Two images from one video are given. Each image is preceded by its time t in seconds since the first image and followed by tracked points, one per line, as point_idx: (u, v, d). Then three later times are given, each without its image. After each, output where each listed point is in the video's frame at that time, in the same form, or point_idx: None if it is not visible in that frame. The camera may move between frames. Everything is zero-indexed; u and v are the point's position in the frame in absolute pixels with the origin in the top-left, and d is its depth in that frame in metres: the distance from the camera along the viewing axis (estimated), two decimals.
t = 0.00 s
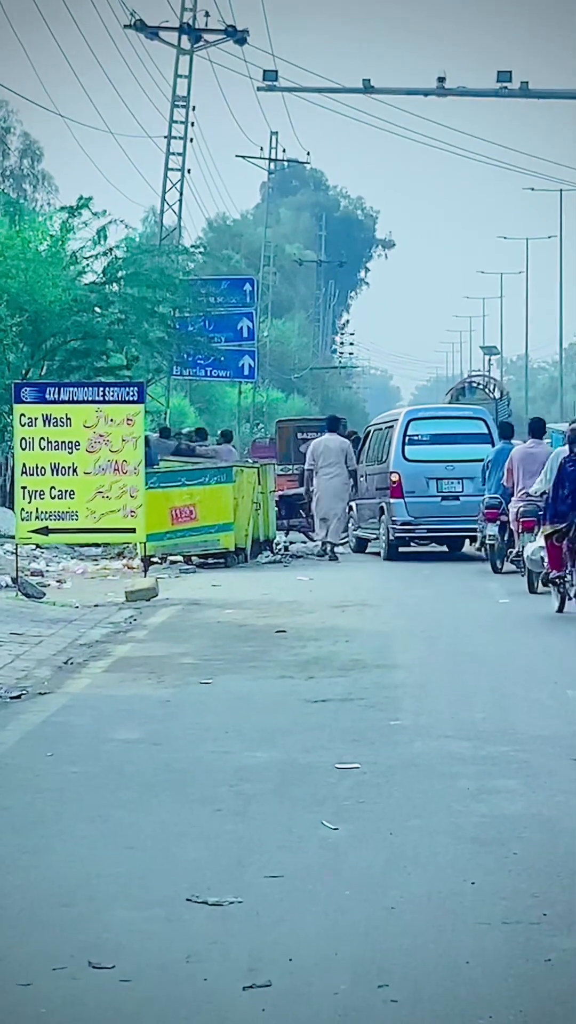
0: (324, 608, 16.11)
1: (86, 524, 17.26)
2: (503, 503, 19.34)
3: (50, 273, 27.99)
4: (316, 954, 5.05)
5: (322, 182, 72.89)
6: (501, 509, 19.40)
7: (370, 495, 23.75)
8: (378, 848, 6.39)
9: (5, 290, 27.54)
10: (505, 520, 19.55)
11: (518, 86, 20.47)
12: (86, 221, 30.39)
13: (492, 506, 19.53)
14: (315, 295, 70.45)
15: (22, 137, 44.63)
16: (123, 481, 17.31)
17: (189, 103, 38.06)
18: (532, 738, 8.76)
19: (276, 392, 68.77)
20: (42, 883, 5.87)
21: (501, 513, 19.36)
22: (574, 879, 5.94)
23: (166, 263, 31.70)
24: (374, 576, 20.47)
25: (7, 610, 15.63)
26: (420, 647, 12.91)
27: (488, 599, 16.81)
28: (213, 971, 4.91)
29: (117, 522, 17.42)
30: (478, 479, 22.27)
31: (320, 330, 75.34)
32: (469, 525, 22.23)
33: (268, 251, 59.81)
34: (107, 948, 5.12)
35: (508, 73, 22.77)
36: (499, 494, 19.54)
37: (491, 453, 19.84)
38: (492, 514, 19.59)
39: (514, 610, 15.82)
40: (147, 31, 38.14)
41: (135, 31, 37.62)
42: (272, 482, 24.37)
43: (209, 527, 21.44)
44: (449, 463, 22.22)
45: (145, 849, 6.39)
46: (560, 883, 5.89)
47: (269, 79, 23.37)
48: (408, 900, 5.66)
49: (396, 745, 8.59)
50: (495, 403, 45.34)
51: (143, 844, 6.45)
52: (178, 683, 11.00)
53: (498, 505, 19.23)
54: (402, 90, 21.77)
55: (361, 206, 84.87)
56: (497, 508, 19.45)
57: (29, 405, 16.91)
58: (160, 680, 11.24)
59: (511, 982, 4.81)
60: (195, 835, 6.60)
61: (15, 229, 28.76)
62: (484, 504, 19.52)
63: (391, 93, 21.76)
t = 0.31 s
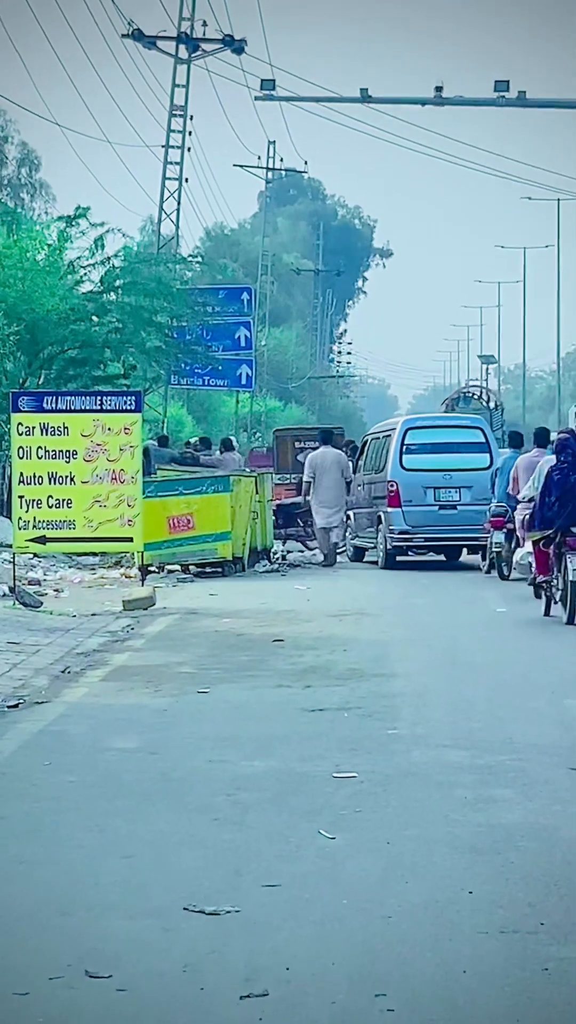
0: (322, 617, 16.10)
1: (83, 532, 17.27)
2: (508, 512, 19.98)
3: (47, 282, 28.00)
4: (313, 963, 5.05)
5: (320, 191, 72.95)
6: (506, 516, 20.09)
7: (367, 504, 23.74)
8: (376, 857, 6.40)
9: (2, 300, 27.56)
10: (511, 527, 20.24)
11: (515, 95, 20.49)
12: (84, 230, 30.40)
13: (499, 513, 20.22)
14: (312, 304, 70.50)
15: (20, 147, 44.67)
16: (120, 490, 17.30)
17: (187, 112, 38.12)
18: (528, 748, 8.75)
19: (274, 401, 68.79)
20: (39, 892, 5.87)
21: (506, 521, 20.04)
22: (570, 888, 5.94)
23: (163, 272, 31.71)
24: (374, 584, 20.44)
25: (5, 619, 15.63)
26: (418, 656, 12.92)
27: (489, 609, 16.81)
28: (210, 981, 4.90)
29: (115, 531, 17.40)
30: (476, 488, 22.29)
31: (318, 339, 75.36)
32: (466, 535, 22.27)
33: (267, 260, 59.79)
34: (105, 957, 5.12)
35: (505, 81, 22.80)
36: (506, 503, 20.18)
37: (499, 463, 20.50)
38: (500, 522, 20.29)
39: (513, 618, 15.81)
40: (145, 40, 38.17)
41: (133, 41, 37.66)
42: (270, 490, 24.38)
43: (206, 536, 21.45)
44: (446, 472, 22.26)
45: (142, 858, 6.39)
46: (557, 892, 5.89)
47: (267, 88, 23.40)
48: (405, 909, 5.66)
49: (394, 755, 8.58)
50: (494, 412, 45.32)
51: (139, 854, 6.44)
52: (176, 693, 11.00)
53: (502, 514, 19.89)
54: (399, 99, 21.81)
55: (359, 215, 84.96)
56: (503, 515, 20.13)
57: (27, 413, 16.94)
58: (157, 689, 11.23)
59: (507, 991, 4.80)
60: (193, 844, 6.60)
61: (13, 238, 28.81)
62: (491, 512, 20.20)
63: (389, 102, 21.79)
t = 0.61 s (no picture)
0: (319, 625, 16.10)
1: (80, 540, 17.25)
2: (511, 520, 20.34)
3: (44, 290, 28.01)
4: (309, 972, 5.05)
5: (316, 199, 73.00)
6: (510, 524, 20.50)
7: (364, 512, 23.75)
8: (373, 865, 6.39)
9: None
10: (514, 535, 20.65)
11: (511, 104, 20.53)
12: (80, 238, 30.42)
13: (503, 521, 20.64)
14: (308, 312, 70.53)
15: (17, 156, 44.69)
16: (117, 498, 17.25)
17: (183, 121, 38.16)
18: (524, 756, 8.75)
19: (271, 409, 68.82)
20: (36, 901, 5.87)
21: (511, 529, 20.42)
22: (568, 897, 5.93)
23: (160, 280, 31.73)
24: (371, 592, 20.44)
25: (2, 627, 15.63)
26: (415, 664, 12.92)
27: (486, 617, 16.81)
28: (208, 988, 4.90)
29: (112, 538, 17.34)
30: (472, 496, 22.28)
31: (314, 347, 75.38)
32: (463, 543, 22.26)
33: (263, 269, 59.82)
34: (102, 966, 5.11)
35: (502, 90, 22.84)
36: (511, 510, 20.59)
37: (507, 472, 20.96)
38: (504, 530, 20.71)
39: (510, 626, 15.81)
40: (141, 48, 38.22)
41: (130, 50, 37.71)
42: (266, 499, 24.38)
43: (203, 543, 21.48)
44: (443, 480, 22.25)
45: (139, 866, 6.38)
46: (554, 901, 5.88)
47: (264, 96, 23.44)
48: (402, 918, 5.66)
49: (391, 764, 8.57)
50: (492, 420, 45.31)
51: (138, 862, 6.45)
52: (172, 701, 10.99)
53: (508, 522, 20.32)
54: (396, 108, 21.85)
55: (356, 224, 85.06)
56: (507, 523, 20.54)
57: (23, 422, 16.97)
58: (153, 697, 11.22)
59: (505, 1000, 4.80)
60: (190, 853, 6.59)
61: (10, 247, 28.82)
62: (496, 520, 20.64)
63: (386, 112, 21.84)
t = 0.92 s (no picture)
0: (316, 632, 16.10)
1: (77, 548, 17.23)
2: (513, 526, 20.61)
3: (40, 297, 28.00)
4: (306, 981, 5.04)
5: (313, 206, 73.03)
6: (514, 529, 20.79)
7: (360, 520, 23.76)
8: (370, 874, 6.38)
9: None
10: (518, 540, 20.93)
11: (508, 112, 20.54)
12: (76, 246, 30.41)
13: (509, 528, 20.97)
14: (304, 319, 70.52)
15: (13, 163, 44.67)
16: (114, 506, 17.25)
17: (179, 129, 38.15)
18: (521, 764, 8.74)
19: (267, 417, 68.79)
20: (32, 910, 5.86)
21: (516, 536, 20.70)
22: (565, 906, 5.93)
23: (156, 288, 31.73)
24: (368, 600, 20.46)
25: None
26: (412, 671, 12.91)
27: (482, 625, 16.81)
28: (204, 998, 4.90)
29: (109, 547, 17.33)
30: (469, 504, 22.28)
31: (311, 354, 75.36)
32: (459, 550, 22.26)
33: (259, 277, 59.79)
34: (98, 974, 5.11)
35: (498, 98, 22.86)
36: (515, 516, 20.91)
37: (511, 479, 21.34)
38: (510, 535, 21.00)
39: (507, 634, 15.81)
40: (137, 56, 38.23)
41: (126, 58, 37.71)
42: (263, 506, 24.40)
43: (199, 551, 21.32)
44: (440, 488, 22.25)
45: (136, 875, 6.37)
46: (551, 909, 5.88)
47: (260, 104, 23.47)
48: (400, 926, 5.65)
49: (388, 771, 8.56)
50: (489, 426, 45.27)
51: (134, 870, 6.44)
52: (168, 710, 10.98)
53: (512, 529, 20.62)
54: (392, 116, 21.88)
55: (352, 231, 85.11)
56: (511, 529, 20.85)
57: (20, 430, 16.96)
58: (150, 706, 11.20)
59: (502, 1008, 4.80)
60: (187, 861, 6.58)
61: (6, 255, 28.82)
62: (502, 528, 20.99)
63: (382, 120, 21.85)
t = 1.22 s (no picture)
0: (313, 640, 16.10)
1: (73, 555, 17.23)
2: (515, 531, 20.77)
3: (36, 305, 28.01)
4: (303, 988, 5.05)
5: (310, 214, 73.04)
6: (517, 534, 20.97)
7: (357, 527, 23.77)
8: (367, 881, 6.39)
9: None
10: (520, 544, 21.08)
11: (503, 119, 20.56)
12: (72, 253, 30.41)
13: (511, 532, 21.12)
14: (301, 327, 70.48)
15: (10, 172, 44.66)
16: (111, 513, 17.30)
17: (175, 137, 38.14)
18: (517, 771, 8.75)
19: (264, 425, 68.75)
20: (29, 917, 5.85)
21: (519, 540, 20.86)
22: (562, 912, 5.94)
23: (153, 296, 31.72)
24: (365, 607, 20.48)
25: None
26: (409, 679, 12.92)
27: (479, 632, 16.81)
28: (201, 1005, 4.90)
29: (107, 554, 17.35)
30: (465, 512, 22.27)
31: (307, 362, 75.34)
32: (456, 558, 22.26)
33: (256, 285, 59.78)
34: (96, 982, 5.11)
35: (494, 106, 22.89)
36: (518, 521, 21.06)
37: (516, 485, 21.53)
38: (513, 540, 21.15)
39: (503, 641, 15.81)
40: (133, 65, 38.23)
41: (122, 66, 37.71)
42: (260, 513, 24.40)
43: (196, 559, 21.44)
44: (436, 496, 22.25)
45: (133, 882, 6.37)
46: (547, 916, 5.89)
47: (257, 112, 23.49)
48: (396, 933, 5.66)
49: (384, 779, 8.58)
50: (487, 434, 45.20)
51: (131, 878, 6.44)
52: (165, 717, 10.98)
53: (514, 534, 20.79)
54: (388, 124, 21.91)
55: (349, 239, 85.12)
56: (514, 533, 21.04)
57: (17, 437, 16.94)
58: (146, 713, 11.20)
59: (499, 1014, 4.81)
60: (183, 869, 6.58)
61: (2, 263, 28.83)
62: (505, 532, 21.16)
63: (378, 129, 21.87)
